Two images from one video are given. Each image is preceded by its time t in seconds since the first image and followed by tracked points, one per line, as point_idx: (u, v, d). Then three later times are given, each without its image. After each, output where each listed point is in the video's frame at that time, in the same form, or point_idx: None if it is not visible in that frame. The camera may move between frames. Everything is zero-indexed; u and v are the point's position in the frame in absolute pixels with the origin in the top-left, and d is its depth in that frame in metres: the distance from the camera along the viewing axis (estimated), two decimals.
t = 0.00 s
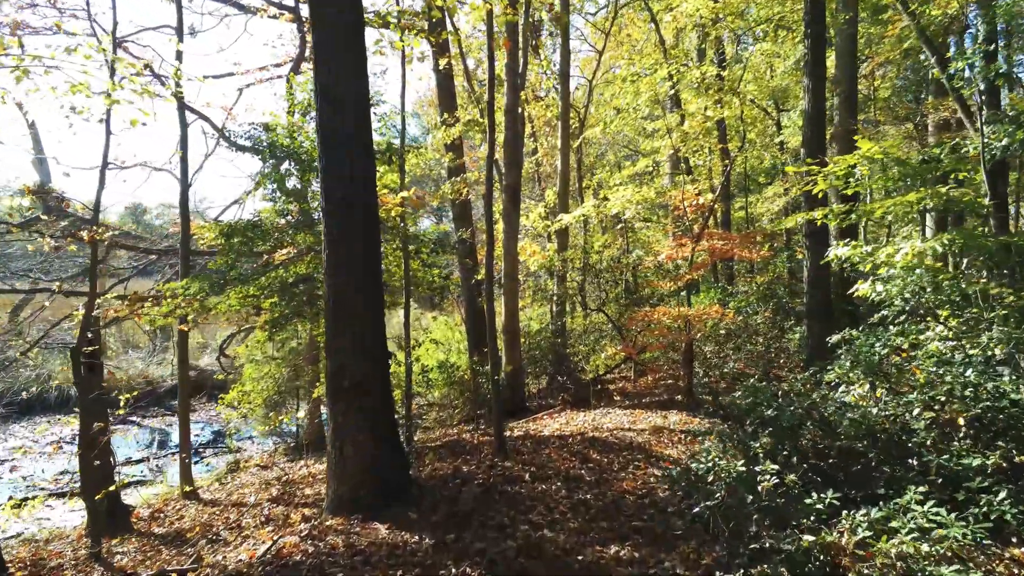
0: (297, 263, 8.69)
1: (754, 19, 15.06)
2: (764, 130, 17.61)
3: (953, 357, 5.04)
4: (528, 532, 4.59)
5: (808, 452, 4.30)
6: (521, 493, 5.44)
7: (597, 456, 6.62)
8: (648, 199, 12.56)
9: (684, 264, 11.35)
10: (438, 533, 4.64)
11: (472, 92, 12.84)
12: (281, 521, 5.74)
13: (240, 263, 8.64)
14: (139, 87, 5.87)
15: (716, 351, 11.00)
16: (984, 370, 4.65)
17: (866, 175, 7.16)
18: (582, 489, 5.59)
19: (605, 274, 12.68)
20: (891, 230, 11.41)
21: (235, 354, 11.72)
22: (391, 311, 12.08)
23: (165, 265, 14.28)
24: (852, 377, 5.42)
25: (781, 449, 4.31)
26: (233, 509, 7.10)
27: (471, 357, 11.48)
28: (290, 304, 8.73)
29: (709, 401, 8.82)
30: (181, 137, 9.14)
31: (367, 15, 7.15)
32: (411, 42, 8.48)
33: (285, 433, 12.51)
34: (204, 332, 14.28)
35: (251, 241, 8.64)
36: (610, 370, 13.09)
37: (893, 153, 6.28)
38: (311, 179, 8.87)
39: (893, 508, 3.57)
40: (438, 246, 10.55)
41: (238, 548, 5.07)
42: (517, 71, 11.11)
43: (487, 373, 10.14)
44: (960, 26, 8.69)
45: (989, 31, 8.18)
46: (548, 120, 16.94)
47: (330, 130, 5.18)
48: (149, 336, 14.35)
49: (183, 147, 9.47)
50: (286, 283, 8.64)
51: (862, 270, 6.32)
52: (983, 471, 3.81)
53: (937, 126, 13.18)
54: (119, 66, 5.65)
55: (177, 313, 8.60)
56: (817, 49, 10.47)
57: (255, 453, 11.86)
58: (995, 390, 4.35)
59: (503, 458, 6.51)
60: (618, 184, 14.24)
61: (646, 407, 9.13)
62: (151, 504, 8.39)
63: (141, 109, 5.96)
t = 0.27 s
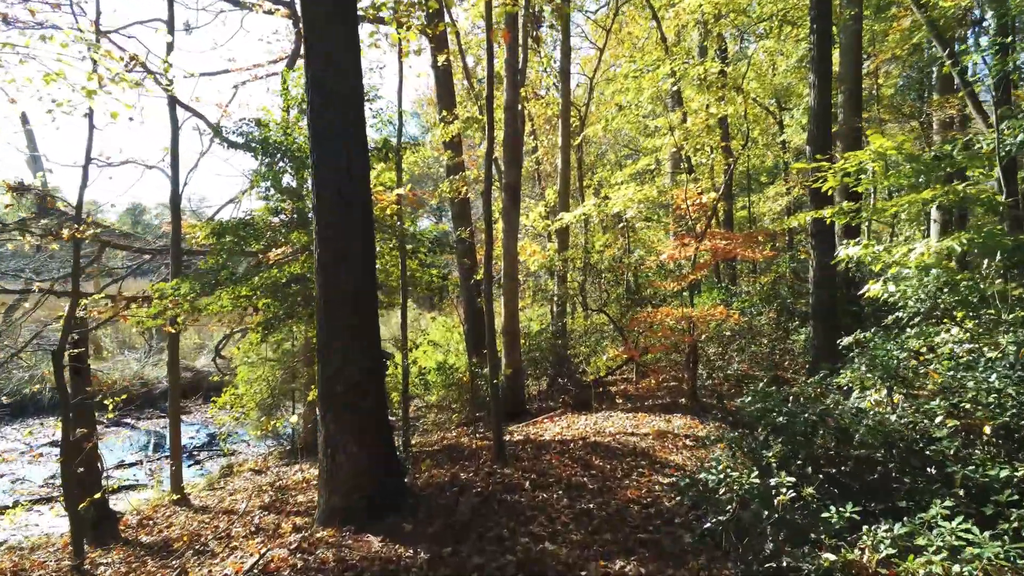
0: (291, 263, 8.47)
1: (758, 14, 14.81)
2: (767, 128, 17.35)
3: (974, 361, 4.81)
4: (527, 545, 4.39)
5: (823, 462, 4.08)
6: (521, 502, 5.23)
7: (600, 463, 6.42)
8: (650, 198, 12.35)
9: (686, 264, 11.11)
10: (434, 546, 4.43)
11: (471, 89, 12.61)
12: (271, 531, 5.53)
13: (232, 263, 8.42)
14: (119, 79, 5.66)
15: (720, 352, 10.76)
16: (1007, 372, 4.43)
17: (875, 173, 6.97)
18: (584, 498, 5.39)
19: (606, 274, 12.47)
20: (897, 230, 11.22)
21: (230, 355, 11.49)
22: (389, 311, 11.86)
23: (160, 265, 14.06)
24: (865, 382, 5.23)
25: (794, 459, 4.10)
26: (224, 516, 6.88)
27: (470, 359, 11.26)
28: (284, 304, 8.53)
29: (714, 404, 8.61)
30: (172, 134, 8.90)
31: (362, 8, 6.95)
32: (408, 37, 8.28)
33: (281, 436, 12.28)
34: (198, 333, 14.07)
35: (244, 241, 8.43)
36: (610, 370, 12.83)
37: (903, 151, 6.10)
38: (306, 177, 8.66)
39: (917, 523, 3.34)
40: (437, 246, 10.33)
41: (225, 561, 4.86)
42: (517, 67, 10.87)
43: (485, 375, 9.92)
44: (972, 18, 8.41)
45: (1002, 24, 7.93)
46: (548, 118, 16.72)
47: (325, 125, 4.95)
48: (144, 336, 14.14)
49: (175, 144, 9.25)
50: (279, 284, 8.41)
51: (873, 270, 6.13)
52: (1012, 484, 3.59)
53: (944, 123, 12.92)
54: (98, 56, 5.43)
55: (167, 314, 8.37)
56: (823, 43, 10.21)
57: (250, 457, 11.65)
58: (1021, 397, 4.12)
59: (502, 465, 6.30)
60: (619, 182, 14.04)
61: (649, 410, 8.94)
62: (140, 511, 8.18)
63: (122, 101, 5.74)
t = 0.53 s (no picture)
0: (285, 261, 8.27)
1: (761, 10, 14.58)
2: (770, 125, 17.12)
3: (997, 362, 4.60)
4: (529, 559, 4.19)
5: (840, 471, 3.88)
6: (522, 511, 5.03)
7: (604, 468, 6.21)
8: (652, 196, 12.15)
9: (690, 263, 10.89)
10: (431, 560, 4.23)
11: (471, 85, 12.38)
12: (262, 541, 5.32)
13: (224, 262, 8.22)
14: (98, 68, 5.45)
15: (724, 353, 10.56)
16: None
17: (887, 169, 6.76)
18: (587, 506, 5.18)
19: (608, 273, 12.27)
20: (904, 228, 11.01)
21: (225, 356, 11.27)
22: (386, 311, 11.65)
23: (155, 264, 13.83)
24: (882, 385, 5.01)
25: (810, 468, 3.89)
26: (215, 523, 6.67)
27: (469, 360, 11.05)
28: (278, 304, 8.32)
29: (719, 407, 8.41)
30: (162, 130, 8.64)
31: None
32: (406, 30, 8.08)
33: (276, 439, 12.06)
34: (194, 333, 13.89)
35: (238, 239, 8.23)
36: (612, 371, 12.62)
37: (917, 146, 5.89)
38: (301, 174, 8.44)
39: (945, 539, 3.13)
40: (435, 244, 10.12)
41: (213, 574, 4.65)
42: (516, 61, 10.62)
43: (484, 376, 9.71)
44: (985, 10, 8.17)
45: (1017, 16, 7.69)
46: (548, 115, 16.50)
47: (320, 116, 4.74)
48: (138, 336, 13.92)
49: (167, 140, 9.06)
50: (273, 284, 8.20)
51: (887, 270, 5.92)
52: None
53: (951, 120, 12.71)
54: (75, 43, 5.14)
55: (159, 314, 8.16)
56: (829, 37, 9.96)
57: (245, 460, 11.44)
58: None
59: (502, 472, 6.10)
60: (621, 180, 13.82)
61: (653, 412, 8.73)
62: (130, 517, 7.97)
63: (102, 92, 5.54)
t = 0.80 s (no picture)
0: (278, 261, 8.06)
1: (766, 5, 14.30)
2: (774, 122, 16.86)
3: None
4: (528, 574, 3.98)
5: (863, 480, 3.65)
6: (522, 521, 4.83)
7: (607, 475, 5.99)
8: (655, 194, 11.92)
9: (694, 262, 10.64)
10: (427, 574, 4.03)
11: (470, 81, 12.14)
12: (251, 551, 5.12)
13: (216, 262, 8.00)
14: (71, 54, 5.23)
15: (729, 354, 10.32)
16: None
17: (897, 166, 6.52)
18: (591, 515, 4.97)
19: (610, 273, 12.03)
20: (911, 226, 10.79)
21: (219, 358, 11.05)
22: (384, 311, 11.42)
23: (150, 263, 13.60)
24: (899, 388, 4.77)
25: (829, 479, 3.67)
26: (204, 531, 6.47)
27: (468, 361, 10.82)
28: (272, 305, 8.11)
29: (725, 411, 8.18)
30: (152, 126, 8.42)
31: None
32: (402, 24, 7.86)
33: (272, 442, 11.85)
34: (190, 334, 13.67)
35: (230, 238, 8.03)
36: (614, 372, 12.38)
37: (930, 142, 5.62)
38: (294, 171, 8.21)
39: (976, 556, 2.89)
40: (433, 243, 9.88)
41: None
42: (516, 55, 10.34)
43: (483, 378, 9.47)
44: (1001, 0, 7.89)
45: None
46: (549, 113, 16.24)
47: (312, 108, 4.51)
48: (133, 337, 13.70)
49: (159, 137, 8.85)
50: (266, 284, 7.98)
51: (900, 269, 5.69)
52: None
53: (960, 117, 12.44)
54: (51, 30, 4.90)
55: (149, 315, 7.95)
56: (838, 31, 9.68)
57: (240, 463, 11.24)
58: None
59: (502, 478, 5.90)
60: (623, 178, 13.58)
61: (657, 415, 8.51)
62: (118, 524, 7.77)
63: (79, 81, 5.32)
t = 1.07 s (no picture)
0: (272, 260, 7.85)
1: None
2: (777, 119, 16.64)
3: None
4: None
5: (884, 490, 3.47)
6: (523, 531, 4.64)
7: (611, 481, 5.79)
8: (658, 192, 11.70)
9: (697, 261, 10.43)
10: None
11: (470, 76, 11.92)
12: (240, 561, 4.92)
13: (208, 261, 7.80)
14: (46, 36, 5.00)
15: (733, 355, 10.12)
16: None
17: (911, 161, 6.31)
18: (595, 524, 4.79)
19: (611, 273, 11.81)
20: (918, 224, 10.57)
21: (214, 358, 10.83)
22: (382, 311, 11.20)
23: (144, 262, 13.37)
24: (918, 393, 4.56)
25: (848, 491, 3.49)
26: (194, 538, 6.27)
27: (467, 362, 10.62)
28: (265, 305, 7.91)
29: (731, 413, 7.98)
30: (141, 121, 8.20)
31: None
32: (399, 16, 7.65)
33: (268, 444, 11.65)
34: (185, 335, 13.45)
35: (222, 237, 7.82)
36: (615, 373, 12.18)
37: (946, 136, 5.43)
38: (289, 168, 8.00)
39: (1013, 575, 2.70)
40: (431, 242, 9.68)
41: None
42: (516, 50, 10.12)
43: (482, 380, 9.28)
44: None
45: None
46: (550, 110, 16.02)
47: (301, 98, 4.29)
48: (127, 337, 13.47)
49: (149, 133, 8.65)
50: (259, 284, 7.78)
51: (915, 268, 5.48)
52: None
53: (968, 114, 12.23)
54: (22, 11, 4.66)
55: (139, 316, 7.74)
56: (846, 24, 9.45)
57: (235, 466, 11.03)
58: None
59: (502, 485, 5.71)
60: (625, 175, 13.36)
61: (660, 418, 8.31)
62: (107, 530, 7.58)
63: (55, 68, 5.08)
